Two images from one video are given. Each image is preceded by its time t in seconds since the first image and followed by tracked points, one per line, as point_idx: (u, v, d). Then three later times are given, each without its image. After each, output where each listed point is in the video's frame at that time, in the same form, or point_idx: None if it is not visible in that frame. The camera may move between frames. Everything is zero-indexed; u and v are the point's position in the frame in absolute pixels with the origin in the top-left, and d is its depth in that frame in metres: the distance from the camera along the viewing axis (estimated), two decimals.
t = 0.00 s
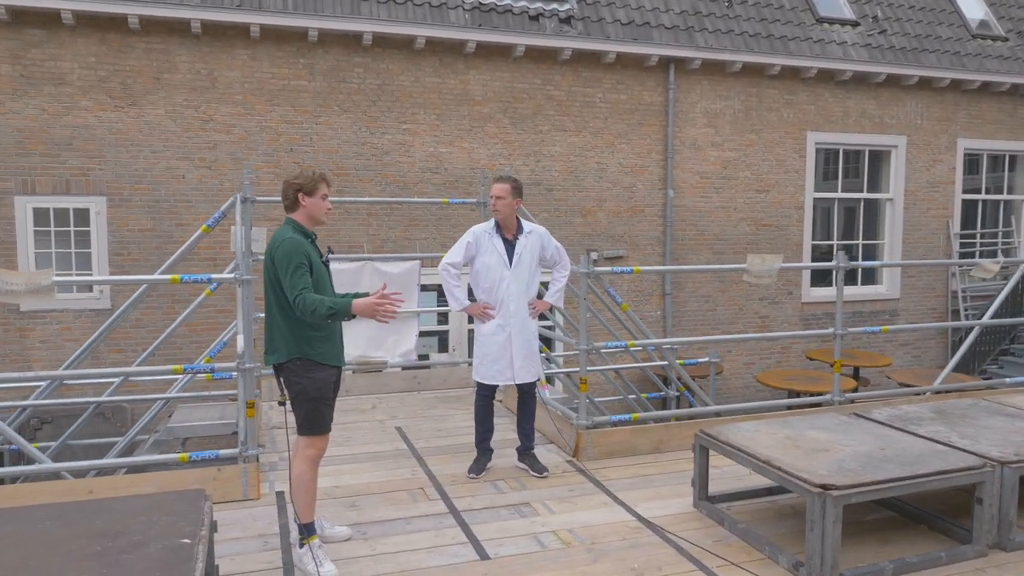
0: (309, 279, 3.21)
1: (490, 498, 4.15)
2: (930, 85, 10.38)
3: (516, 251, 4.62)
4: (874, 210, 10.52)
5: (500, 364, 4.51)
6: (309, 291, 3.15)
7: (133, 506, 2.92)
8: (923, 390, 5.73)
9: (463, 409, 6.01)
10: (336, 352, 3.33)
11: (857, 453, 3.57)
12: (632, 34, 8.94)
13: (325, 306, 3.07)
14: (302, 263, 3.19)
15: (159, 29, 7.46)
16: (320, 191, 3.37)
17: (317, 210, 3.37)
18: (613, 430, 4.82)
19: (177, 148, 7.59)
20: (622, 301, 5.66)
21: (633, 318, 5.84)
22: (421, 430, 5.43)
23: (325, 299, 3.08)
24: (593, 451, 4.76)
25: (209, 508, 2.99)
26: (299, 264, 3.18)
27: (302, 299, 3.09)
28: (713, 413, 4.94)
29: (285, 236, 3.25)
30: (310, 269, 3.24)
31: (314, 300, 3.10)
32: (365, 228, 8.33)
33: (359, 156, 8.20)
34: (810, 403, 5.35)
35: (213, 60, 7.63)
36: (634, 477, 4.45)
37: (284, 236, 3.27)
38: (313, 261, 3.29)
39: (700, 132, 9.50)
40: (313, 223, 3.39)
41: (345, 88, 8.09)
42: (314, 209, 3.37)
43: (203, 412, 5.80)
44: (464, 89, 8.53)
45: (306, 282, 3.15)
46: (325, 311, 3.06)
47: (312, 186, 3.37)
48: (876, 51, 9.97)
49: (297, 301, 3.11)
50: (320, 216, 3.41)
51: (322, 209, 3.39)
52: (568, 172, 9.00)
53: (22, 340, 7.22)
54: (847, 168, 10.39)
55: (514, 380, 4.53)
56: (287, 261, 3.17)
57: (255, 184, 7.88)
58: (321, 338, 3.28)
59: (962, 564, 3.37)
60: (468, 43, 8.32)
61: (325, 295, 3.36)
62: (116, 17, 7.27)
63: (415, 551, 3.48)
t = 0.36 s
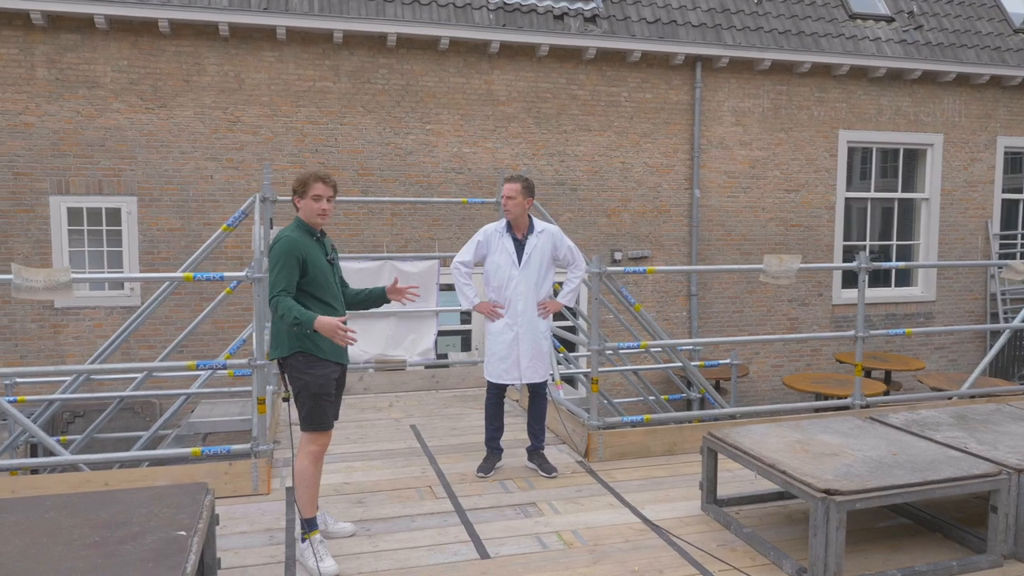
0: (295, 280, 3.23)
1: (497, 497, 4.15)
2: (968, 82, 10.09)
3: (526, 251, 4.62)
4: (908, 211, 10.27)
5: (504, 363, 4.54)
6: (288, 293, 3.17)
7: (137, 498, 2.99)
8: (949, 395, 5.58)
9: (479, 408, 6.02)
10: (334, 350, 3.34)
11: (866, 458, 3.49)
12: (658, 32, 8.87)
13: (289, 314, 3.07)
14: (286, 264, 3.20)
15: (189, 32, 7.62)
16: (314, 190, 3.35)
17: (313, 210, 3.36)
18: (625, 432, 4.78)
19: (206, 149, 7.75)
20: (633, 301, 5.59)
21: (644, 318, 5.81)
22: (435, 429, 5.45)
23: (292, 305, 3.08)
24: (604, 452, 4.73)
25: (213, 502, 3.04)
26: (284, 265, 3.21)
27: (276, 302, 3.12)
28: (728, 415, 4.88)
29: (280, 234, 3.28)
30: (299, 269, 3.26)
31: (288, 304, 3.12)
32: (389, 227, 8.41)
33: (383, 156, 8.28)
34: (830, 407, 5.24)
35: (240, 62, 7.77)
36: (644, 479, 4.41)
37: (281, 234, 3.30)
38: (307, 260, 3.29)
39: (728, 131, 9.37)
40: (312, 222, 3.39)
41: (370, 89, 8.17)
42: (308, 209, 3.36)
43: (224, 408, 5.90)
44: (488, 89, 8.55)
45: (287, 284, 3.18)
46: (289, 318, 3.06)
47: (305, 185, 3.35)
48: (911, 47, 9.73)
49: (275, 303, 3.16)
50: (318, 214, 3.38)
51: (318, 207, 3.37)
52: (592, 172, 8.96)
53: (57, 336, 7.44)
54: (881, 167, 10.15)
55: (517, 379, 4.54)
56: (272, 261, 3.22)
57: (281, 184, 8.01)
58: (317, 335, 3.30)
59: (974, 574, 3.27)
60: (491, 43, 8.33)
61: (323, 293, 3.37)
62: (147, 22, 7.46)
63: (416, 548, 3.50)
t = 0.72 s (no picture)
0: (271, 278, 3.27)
1: (501, 498, 4.12)
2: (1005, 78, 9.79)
3: (536, 251, 4.59)
4: (941, 211, 10.00)
5: (513, 364, 4.50)
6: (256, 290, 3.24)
7: (135, 494, 3.03)
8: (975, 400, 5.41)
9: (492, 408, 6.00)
10: (326, 349, 3.34)
11: (875, 465, 3.39)
12: (682, 30, 8.76)
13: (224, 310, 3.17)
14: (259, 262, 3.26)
15: (213, 35, 7.74)
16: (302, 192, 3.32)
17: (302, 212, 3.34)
18: (634, 434, 4.72)
19: (229, 149, 7.85)
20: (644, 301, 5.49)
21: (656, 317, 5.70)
22: (446, 429, 5.44)
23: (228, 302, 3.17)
24: (613, 455, 4.67)
25: (209, 501, 3.07)
26: (260, 263, 3.26)
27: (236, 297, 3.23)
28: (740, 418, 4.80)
29: (273, 233, 3.34)
30: (278, 268, 3.29)
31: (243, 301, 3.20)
32: (409, 227, 8.43)
33: (403, 156, 8.30)
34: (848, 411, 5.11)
35: (263, 63, 7.87)
36: (651, 483, 4.35)
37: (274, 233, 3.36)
38: (292, 259, 3.31)
39: (753, 130, 9.22)
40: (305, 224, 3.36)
41: (390, 89, 8.21)
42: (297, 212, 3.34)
43: (240, 405, 5.95)
44: (508, 88, 8.52)
45: (258, 282, 3.25)
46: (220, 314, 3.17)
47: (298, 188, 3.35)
48: (945, 42, 9.47)
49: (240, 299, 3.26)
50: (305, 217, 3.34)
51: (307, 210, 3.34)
52: (614, 171, 8.88)
53: (84, 333, 7.60)
54: (912, 166, 9.90)
55: (517, 378, 4.51)
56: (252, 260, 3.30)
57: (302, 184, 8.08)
58: (309, 333, 3.31)
59: None
60: (512, 42, 8.31)
61: (314, 293, 3.36)
62: (172, 24, 7.58)
63: (414, 549, 3.50)
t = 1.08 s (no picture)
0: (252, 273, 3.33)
1: (493, 500, 4.08)
2: None
3: (535, 251, 4.53)
4: (964, 211, 9.77)
5: (511, 364, 4.46)
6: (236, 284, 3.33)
7: (117, 491, 3.03)
8: (988, 405, 5.27)
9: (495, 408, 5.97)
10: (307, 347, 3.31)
11: (871, 472, 3.29)
12: (696, 28, 8.65)
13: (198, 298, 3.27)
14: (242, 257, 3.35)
15: (224, 35, 7.80)
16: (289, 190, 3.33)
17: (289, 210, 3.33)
18: (632, 436, 4.65)
19: (240, 149, 7.91)
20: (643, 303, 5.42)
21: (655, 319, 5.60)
22: (447, 429, 5.42)
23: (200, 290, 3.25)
24: (611, 457, 4.61)
25: (190, 500, 3.07)
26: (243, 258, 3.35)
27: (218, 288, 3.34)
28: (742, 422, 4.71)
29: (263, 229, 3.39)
30: (260, 263, 3.34)
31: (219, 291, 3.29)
32: (419, 226, 8.43)
33: (413, 155, 8.30)
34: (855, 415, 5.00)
35: (274, 63, 7.91)
36: (648, 486, 4.28)
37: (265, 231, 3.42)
38: (275, 256, 3.34)
39: (769, 128, 9.08)
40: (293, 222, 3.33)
41: (400, 88, 8.21)
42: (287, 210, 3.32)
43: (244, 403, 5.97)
44: (520, 87, 8.48)
45: (238, 275, 3.33)
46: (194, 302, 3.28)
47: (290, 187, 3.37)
48: (968, 38, 9.25)
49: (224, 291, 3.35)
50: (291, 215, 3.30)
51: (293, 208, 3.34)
52: (626, 170, 8.79)
53: (97, 330, 7.70)
54: (934, 165, 9.69)
55: (512, 378, 4.46)
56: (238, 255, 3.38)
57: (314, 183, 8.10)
58: (290, 331, 3.30)
59: None
60: (522, 41, 8.27)
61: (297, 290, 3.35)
62: (184, 25, 7.65)
63: (401, 550, 3.47)
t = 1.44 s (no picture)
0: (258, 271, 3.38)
1: (500, 501, 4.08)
2: None
3: (551, 252, 4.50)
4: (1002, 210, 9.48)
5: (525, 365, 4.44)
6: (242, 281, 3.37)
7: (124, 486, 3.10)
8: (1017, 412, 5.10)
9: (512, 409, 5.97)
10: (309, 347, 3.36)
11: (880, 479, 3.21)
12: (722, 25, 8.54)
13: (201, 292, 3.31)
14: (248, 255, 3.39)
15: (251, 38, 7.94)
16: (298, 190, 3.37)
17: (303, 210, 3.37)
18: (644, 439, 4.61)
19: (266, 150, 8.03)
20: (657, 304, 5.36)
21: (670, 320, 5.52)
22: (461, 429, 5.43)
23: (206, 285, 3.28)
24: (623, 459, 4.58)
25: (194, 496, 3.11)
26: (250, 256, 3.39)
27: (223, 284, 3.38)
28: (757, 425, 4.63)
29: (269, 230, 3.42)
30: (265, 262, 3.39)
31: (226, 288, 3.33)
32: (442, 226, 8.47)
33: (436, 156, 8.34)
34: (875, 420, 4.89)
35: (299, 66, 8.03)
36: (657, 489, 4.24)
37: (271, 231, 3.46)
38: (280, 256, 3.39)
39: (797, 126, 8.92)
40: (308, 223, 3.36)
41: (423, 89, 8.27)
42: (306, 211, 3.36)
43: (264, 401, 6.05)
44: (543, 87, 8.47)
45: (245, 273, 3.38)
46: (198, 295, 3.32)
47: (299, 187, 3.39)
48: (1006, 32, 8.97)
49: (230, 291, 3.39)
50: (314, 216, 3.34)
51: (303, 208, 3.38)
52: (650, 169, 8.72)
53: (128, 327, 7.88)
54: (971, 162, 9.42)
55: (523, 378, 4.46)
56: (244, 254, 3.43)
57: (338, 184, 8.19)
58: (293, 330, 3.35)
59: None
60: (545, 41, 8.26)
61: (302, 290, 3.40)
62: (212, 29, 7.81)
63: (403, 549, 3.48)
